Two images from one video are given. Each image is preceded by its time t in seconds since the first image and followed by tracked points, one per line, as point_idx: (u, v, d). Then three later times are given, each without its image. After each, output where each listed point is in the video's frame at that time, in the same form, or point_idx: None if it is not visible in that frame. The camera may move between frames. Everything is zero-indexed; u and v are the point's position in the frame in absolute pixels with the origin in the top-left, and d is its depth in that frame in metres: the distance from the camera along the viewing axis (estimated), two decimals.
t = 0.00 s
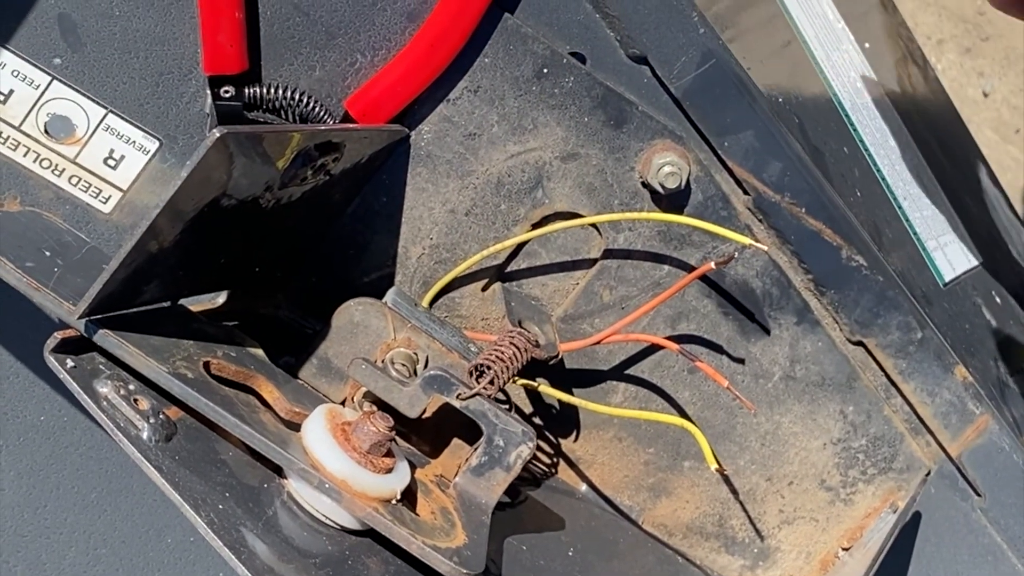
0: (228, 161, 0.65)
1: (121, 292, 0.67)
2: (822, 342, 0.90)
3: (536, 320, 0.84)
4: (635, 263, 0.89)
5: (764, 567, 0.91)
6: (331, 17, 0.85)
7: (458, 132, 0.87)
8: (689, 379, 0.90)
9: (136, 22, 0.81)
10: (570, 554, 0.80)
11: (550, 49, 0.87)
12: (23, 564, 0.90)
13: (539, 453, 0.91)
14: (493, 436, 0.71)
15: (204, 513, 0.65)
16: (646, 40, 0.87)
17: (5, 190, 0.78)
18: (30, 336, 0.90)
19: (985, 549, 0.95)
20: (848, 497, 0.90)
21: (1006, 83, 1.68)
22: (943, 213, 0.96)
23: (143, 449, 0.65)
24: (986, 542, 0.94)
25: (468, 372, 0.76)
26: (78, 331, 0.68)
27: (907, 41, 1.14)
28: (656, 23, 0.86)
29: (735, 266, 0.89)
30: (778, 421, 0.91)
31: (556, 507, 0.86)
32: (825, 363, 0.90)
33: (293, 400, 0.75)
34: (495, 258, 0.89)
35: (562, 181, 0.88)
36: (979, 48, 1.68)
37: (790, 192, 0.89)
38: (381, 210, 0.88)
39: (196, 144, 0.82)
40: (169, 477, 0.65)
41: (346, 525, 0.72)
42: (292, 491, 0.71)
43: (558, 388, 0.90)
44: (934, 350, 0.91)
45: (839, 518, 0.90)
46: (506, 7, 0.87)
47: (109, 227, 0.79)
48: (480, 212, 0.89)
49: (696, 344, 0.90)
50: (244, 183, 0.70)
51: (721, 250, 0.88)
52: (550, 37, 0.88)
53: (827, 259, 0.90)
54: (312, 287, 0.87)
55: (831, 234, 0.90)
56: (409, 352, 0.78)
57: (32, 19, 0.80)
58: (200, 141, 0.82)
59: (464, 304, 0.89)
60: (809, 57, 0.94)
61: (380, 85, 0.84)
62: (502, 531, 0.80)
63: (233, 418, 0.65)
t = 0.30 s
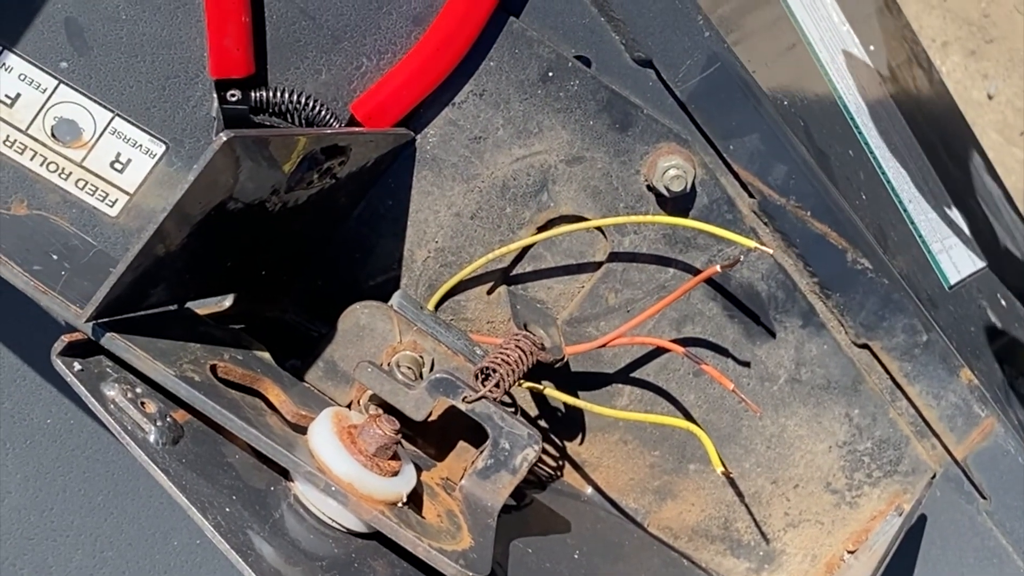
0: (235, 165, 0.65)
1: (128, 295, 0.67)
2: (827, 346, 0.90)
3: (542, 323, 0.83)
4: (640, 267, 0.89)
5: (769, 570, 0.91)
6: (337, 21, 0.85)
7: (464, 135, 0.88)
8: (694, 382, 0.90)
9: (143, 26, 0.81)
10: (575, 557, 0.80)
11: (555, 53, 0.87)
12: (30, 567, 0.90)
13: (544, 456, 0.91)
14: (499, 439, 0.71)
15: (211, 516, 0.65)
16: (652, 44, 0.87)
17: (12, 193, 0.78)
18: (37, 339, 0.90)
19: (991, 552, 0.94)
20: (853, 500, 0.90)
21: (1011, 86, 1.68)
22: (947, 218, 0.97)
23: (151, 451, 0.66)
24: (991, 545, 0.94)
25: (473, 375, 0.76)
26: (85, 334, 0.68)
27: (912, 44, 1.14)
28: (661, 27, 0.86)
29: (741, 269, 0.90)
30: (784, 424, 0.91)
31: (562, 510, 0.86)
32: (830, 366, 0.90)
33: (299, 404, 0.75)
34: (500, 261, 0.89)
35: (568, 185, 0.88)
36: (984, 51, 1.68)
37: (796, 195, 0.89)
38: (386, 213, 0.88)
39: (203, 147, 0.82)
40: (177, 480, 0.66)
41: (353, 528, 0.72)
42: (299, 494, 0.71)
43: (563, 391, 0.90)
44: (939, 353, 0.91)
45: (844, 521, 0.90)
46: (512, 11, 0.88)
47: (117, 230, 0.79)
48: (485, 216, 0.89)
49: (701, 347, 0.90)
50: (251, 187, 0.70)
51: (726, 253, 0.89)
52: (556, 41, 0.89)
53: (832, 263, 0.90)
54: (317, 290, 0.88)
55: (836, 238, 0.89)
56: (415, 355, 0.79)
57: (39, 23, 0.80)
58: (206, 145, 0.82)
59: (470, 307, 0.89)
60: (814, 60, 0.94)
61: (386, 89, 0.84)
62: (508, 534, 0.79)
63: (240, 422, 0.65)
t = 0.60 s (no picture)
0: (242, 165, 0.66)
1: (137, 296, 0.67)
2: (833, 346, 0.90)
3: (549, 323, 0.83)
4: (646, 267, 0.90)
5: (775, 570, 0.91)
6: (343, 22, 0.85)
7: (470, 136, 0.88)
8: (700, 382, 0.91)
9: (150, 27, 0.81)
10: (582, 557, 0.80)
11: (561, 54, 0.87)
12: (37, 568, 0.90)
13: (550, 457, 0.91)
14: (506, 440, 0.71)
15: (219, 516, 0.65)
16: (657, 45, 0.86)
17: (20, 195, 0.79)
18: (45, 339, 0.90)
19: (996, 553, 0.95)
20: (859, 500, 0.90)
21: (1016, 87, 1.68)
22: (953, 215, 0.98)
23: (159, 451, 0.66)
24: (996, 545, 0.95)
25: (480, 376, 0.76)
26: (93, 335, 0.68)
27: (917, 45, 1.14)
28: (667, 28, 0.85)
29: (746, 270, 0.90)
30: (790, 425, 0.91)
31: (568, 511, 0.86)
32: (836, 367, 0.90)
33: (306, 404, 0.75)
34: (506, 262, 0.89)
35: (574, 186, 0.89)
36: (989, 52, 1.67)
37: (801, 196, 0.89)
38: (393, 214, 0.88)
39: (210, 148, 0.82)
40: (184, 480, 0.66)
41: (360, 528, 0.72)
42: (306, 494, 0.71)
43: (570, 392, 0.90)
44: (945, 354, 0.91)
45: (851, 522, 0.90)
46: (518, 12, 0.88)
47: (124, 231, 0.80)
48: (491, 217, 0.89)
49: (708, 348, 0.90)
50: (258, 189, 0.70)
51: (732, 254, 0.89)
52: (562, 41, 0.89)
53: (838, 263, 0.91)
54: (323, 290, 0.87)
55: (843, 238, 0.90)
56: (422, 355, 0.79)
57: (47, 24, 0.80)
58: (213, 146, 0.82)
59: (476, 307, 0.89)
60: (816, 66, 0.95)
61: (392, 90, 0.84)
62: (514, 534, 0.80)
63: (248, 422, 0.65)
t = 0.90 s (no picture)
0: (247, 166, 0.66)
1: (142, 295, 0.68)
2: (838, 347, 0.91)
3: (553, 323, 0.84)
4: (651, 267, 0.89)
5: (780, 570, 0.90)
6: (348, 22, 0.85)
7: (475, 136, 0.90)
8: (703, 382, 0.91)
9: (156, 28, 0.82)
10: (586, 557, 0.81)
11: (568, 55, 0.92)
12: (43, 567, 0.91)
13: (555, 457, 0.91)
14: (510, 440, 0.71)
15: (224, 515, 0.65)
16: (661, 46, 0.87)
17: (26, 195, 0.79)
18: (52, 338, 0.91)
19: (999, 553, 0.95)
20: (863, 500, 0.89)
21: None
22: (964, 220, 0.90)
23: (164, 451, 0.66)
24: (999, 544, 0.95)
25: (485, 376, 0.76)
26: (98, 335, 0.68)
27: (922, 45, 1.14)
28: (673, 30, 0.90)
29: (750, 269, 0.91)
30: (794, 425, 0.91)
31: (573, 511, 0.86)
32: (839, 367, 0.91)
33: (311, 404, 0.75)
34: (511, 262, 0.90)
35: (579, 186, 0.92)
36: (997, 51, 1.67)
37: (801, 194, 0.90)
38: (397, 214, 0.89)
39: (214, 149, 0.82)
40: (189, 480, 0.66)
41: (364, 528, 0.72)
42: (311, 494, 0.71)
43: (574, 392, 0.91)
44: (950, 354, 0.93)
45: (854, 522, 0.89)
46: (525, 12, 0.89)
47: (129, 231, 0.80)
48: (496, 217, 0.90)
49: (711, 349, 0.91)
50: (263, 189, 0.70)
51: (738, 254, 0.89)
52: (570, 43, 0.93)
53: (843, 262, 0.90)
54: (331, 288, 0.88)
55: (846, 237, 0.89)
56: (426, 355, 0.79)
57: (53, 25, 0.81)
58: (218, 146, 0.82)
59: (480, 308, 0.90)
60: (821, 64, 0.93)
61: (397, 90, 0.84)
62: (521, 533, 0.80)
63: (253, 422, 0.65)
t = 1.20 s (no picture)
0: (250, 165, 0.66)
1: (146, 294, 0.68)
2: (841, 346, 0.90)
3: (556, 323, 0.83)
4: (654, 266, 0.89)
5: (782, 569, 0.90)
6: (350, 21, 0.86)
7: (478, 135, 0.90)
8: (706, 381, 0.91)
9: (159, 28, 0.82)
10: (589, 556, 0.80)
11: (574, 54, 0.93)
12: (47, 565, 0.91)
13: (558, 455, 0.91)
14: (513, 438, 0.72)
15: (228, 513, 0.65)
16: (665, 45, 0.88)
17: (29, 194, 0.79)
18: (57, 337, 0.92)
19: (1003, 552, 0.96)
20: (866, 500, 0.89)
21: None
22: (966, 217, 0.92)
23: (168, 449, 0.66)
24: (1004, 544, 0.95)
25: (488, 374, 0.77)
26: (102, 333, 0.68)
27: (924, 44, 1.14)
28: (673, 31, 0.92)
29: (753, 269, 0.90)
30: (797, 424, 0.91)
31: (576, 510, 0.86)
32: (843, 367, 0.90)
33: (314, 403, 0.75)
34: (514, 259, 0.90)
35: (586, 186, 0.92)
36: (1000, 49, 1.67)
37: (809, 196, 0.91)
38: (400, 213, 0.89)
39: (218, 148, 0.82)
40: (193, 478, 0.66)
41: (367, 527, 0.72)
42: (314, 492, 0.72)
43: (577, 391, 0.91)
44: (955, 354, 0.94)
45: (857, 521, 0.89)
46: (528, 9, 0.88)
47: (132, 230, 0.79)
48: (498, 216, 0.90)
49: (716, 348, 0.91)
50: (266, 188, 0.70)
51: (741, 254, 0.89)
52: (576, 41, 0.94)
53: (846, 264, 0.90)
54: (333, 288, 0.89)
55: (851, 238, 0.90)
56: (429, 354, 0.79)
57: (57, 25, 0.81)
58: (222, 145, 0.82)
59: (483, 306, 0.90)
60: (826, 62, 0.93)
61: (400, 89, 0.84)
62: (523, 531, 0.80)
63: (256, 420, 0.65)
